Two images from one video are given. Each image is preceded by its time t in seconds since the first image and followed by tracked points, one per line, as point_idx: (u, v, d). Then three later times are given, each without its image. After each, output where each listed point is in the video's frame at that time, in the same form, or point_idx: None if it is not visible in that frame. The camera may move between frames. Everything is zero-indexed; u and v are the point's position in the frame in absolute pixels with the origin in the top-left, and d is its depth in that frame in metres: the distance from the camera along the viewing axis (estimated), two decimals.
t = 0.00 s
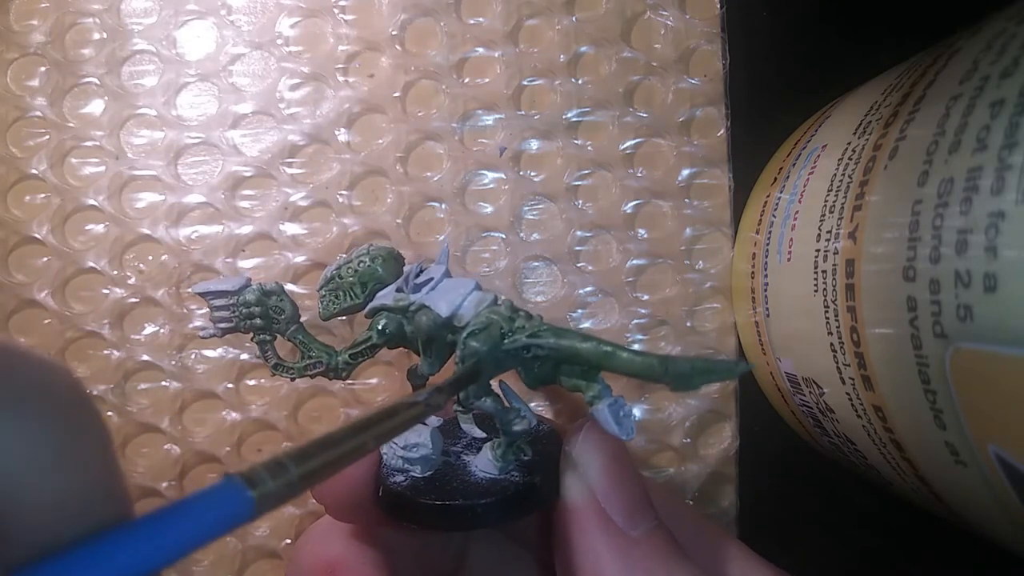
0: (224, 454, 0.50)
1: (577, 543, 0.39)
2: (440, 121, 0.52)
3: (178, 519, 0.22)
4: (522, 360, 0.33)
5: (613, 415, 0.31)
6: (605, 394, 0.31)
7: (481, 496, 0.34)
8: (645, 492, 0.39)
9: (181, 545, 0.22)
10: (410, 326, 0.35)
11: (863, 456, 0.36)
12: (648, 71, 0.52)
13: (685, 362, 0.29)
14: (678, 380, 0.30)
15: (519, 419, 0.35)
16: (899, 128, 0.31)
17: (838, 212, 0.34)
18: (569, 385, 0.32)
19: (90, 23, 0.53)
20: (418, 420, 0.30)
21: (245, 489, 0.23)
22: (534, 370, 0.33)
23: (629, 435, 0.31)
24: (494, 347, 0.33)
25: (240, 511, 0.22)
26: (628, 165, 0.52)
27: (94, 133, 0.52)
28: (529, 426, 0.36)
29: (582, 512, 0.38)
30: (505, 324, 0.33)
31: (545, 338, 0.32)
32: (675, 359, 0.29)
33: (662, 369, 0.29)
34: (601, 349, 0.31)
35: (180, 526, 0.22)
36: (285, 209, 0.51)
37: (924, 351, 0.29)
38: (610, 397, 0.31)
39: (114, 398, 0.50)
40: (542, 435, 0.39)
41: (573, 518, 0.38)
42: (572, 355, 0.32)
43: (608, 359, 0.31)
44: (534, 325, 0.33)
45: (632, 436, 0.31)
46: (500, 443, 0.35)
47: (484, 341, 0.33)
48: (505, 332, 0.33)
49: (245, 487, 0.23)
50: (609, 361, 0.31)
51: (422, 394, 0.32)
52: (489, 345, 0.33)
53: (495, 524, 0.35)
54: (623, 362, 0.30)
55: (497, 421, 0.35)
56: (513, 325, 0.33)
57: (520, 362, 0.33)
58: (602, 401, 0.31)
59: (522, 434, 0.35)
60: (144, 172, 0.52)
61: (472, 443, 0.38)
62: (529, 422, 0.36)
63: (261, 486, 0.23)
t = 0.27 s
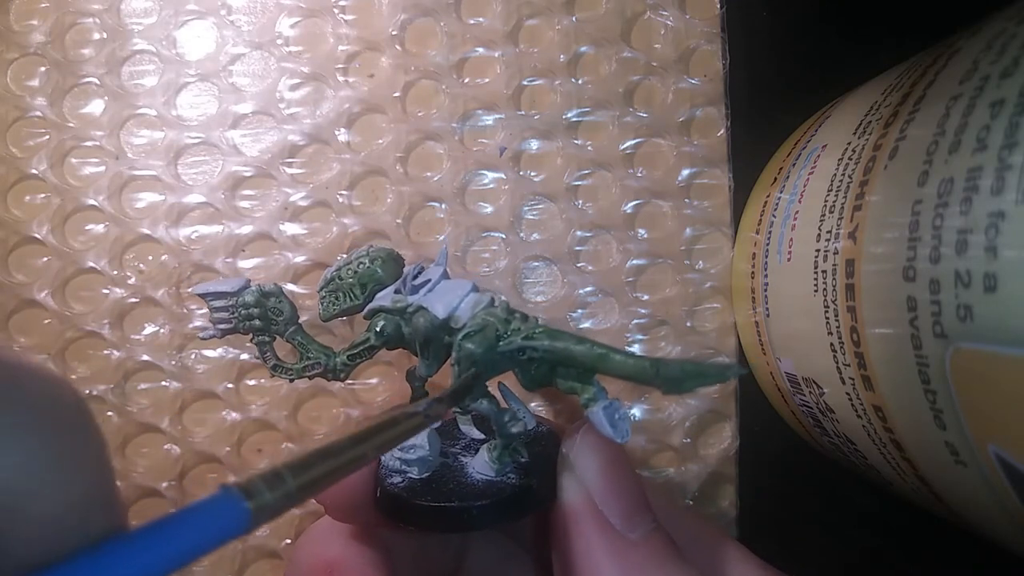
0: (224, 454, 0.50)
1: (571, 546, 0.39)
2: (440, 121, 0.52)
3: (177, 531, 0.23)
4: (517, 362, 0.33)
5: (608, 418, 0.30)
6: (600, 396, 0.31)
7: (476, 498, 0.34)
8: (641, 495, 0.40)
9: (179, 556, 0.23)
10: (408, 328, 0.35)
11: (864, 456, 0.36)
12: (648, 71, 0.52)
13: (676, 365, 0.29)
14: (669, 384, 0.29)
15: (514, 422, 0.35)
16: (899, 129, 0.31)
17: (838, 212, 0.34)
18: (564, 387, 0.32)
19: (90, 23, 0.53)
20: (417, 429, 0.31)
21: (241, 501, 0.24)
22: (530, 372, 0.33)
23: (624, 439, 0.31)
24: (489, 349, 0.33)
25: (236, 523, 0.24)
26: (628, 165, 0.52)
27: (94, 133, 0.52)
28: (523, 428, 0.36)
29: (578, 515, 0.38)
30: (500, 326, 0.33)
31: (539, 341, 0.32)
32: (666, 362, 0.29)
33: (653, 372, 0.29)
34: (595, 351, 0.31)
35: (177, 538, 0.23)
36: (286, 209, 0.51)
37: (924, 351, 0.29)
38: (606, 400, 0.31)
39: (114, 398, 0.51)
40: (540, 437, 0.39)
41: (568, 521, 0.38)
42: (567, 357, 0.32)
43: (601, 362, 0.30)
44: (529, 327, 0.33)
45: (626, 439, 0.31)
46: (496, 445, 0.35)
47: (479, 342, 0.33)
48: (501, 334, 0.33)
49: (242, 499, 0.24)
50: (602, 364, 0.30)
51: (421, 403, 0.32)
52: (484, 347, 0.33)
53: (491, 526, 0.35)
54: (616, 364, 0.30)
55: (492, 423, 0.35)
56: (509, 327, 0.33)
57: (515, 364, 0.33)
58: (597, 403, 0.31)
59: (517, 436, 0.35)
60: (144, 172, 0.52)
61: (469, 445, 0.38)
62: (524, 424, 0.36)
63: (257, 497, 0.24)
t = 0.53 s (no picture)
0: (224, 454, 0.50)
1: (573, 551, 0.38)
2: (440, 121, 0.52)
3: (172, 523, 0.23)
4: (518, 364, 0.33)
5: (609, 421, 0.31)
6: (601, 399, 0.31)
7: (474, 501, 0.34)
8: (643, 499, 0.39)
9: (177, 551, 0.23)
10: (407, 330, 0.35)
11: (864, 456, 0.36)
12: (648, 71, 0.52)
13: (676, 368, 0.29)
14: (669, 387, 0.30)
15: (513, 425, 0.35)
16: (899, 129, 0.31)
17: (838, 212, 0.34)
18: (565, 389, 0.32)
19: (90, 23, 0.53)
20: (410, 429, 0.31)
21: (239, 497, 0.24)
22: (530, 374, 0.33)
23: (625, 441, 0.31)
24: (489, 351, 0.33)
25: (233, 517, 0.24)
26: (628, 165, 0.52)
27: (94, 133, 0.52)
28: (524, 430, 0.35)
29: (579, 519, 0.38)
30: (500, 329, 0.33)
31: (539, 343, 0.32)
32: (667, 366, 0.29)
33: (654, 375, 0.29)
34: (596, 353, 0.31)
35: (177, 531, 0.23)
36: (286, 209, 0.51)
37: (924, 351, 0.29)
38: (606, 402, 0.31)
39: (114, 398, 0.51)
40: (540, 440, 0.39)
41: (569, 524, 0.38)
42: (567, 359, 0.32)
43: (602, 364, 0.31)
44: (529, 329, 0.33)
45: (627, 441, 0.31)
46: (495, 448, 0.35)
47: (479, 344, 0.33)
48: (500, 336, 0.33)
49: (239, 495, 0.24)
50: (603, 366, 0.31)
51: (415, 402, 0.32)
52: (484, 349, 0.33)
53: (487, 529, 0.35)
54: (617, 366, 0.30)
55: (492, 426, 0.35)
56: (509, 329, 0.33)
57: (516, 366, 0.33)
58: (597, 406, 0.31)
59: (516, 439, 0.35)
60: (144, 172, 0.52)
61: (468, 447, 0.38)
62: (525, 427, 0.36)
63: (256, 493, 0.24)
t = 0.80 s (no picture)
0: (225, 454, 0.50)
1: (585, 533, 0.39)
2: (440, 121, 0.52)
3: None
4: (541, 347, 0.33)
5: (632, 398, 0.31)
6: (624, 378, 0.31)
7: (498, 484, 0.35)
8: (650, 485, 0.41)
9: None
10: (425, 317, 0.35)
11: (864, 456, 0.36)
12: (648, 71, 0.52)
13: (711, 341, 0.29)
14: (704, 359, 0.29)
15: (538, 407, 0.35)
16: (900, 129, 0.31)
17: (838, 212, 0.34)
18: (587, 371, 0.33)
19: (91, 23, 0.53)
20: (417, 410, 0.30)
21: None
22: (550, 358, 0.33)
23: (648, 418, 0.31)
24: (515, 333, 0.33)
25: None
26: (628, 165, 0.52)
27: (94, 133, 0.52)
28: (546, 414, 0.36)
29: (596, 500, 0.38)
30: (525, 312, 0.33)
31: (564, 325, 0.32)
32: (701, 339, 0.29)
33: (688, 350, 0.29)
34: (625, 334, 0.31)
35: None
36: (286, 209, 0.51)
37: (924, 350, 0.29)
38: (629, 380, 0.31)
39: (114, 398, 0.51)
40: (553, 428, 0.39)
41: (585, 504, 0.39)
42: (592, 340, 0.32)
43: (629, 344, 0.31)
44: (554, 312, 0.33)
45: (650, 418, 0.31)
46: (517, 432, 0.36)
47: (505, 328, 0.33)
48: (526, 319, 0.33)
49: None
50: (629, 346, 0.31)
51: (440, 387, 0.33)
52: (510, 332, 0.33)
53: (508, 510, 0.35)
54: (649, 344, 0.30)
55: (515, 407, 0.35)
56: (534, 312, 0.33)
57: (539, 349, 0.33)
58: (621, 384, 0.31)
59: (540, 420, 0.35)
60: (144, 172, 0.52)
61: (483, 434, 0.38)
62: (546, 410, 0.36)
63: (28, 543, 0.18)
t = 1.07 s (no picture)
0: (225, 454, 0.50)
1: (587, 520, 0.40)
2: (440, 121, 0.52)
3: None
4: (554, 335, 0.33)
5: (640, 385, 0.30)
6: (633, 366, 0.31)
7: (507, 467, 0.34)
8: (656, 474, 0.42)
9: None
10: (437, 305, 0.35)
11: (864, 456, 0.36)
12: (648, 71, 0.52)
13: (722, 327, 0.29)
14: (715, 345, 0.29)
15: (547, 393, 0.34)
16: (900, 128, 0.31)
17: (838, 212, 0.34)
18: (595, 362, 0.33)
19: (91, 23, 0.53)
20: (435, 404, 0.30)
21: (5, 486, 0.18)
22: (559, 348, 0.34)
23: (656, 407, 0.31)
24: (529, 320, 0.33)
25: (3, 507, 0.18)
26: (629, 165, 0.52)
27: (93, 133, 0.52)
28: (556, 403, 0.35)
29: (598, 487, 0.40)
30: (539, 301, 0.34)
31: (580, 313, 0.33)
32: (713, 327, 0.29)
33: (700, 334, 0.29)
34: (638, 322, 0.31)
35: None
36: (285, 209, 0.51)
37: (924, 350, 0.29)
38: (639, 369, 0.31)
39: (114, 398, 0.51)
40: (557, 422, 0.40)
41: (587, 492, 0.40)
42: (609, 327, 0.32)
43: (645, 331, 0.31)
44: (569, 301, 0.33)
45: (658, 407, 0.31)
46: (526, 419, 0.35)
47: (519, 314, 0.33)
48: (540, 307, 0.33)
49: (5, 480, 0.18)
50: (645, 333, 0.31)
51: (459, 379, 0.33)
52: (525, 319, 0.33)
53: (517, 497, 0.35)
54: (661, 332, 0.30)
55: (524, 394, 0.35)
56: (547, 301, 0.34)
57: (552, 337, 0.33)
58: (630, 372, 0.31)
59: (549, 408, 0.35)
60: (144, 172, 0.52)
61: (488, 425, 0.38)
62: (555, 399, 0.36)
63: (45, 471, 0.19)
